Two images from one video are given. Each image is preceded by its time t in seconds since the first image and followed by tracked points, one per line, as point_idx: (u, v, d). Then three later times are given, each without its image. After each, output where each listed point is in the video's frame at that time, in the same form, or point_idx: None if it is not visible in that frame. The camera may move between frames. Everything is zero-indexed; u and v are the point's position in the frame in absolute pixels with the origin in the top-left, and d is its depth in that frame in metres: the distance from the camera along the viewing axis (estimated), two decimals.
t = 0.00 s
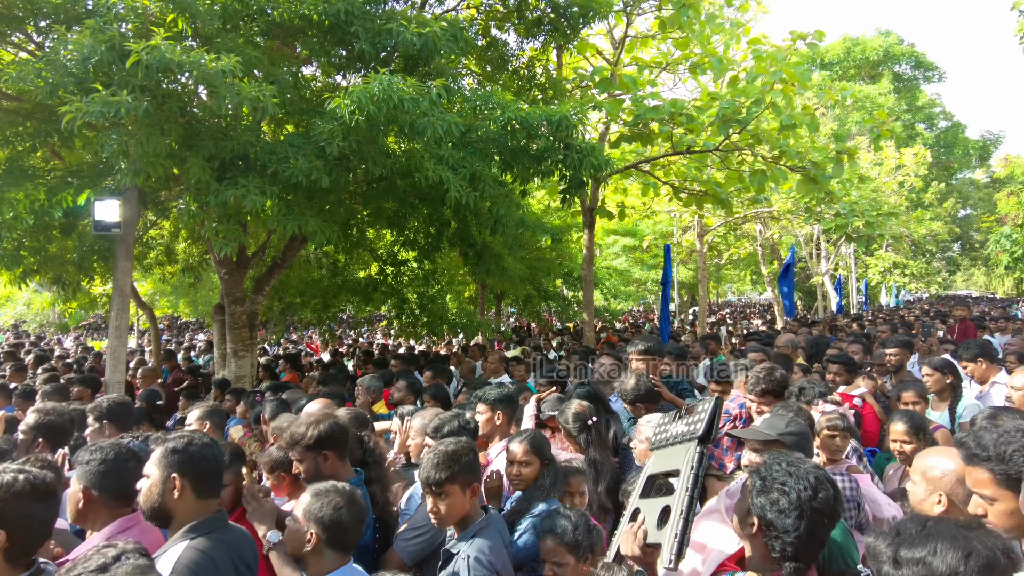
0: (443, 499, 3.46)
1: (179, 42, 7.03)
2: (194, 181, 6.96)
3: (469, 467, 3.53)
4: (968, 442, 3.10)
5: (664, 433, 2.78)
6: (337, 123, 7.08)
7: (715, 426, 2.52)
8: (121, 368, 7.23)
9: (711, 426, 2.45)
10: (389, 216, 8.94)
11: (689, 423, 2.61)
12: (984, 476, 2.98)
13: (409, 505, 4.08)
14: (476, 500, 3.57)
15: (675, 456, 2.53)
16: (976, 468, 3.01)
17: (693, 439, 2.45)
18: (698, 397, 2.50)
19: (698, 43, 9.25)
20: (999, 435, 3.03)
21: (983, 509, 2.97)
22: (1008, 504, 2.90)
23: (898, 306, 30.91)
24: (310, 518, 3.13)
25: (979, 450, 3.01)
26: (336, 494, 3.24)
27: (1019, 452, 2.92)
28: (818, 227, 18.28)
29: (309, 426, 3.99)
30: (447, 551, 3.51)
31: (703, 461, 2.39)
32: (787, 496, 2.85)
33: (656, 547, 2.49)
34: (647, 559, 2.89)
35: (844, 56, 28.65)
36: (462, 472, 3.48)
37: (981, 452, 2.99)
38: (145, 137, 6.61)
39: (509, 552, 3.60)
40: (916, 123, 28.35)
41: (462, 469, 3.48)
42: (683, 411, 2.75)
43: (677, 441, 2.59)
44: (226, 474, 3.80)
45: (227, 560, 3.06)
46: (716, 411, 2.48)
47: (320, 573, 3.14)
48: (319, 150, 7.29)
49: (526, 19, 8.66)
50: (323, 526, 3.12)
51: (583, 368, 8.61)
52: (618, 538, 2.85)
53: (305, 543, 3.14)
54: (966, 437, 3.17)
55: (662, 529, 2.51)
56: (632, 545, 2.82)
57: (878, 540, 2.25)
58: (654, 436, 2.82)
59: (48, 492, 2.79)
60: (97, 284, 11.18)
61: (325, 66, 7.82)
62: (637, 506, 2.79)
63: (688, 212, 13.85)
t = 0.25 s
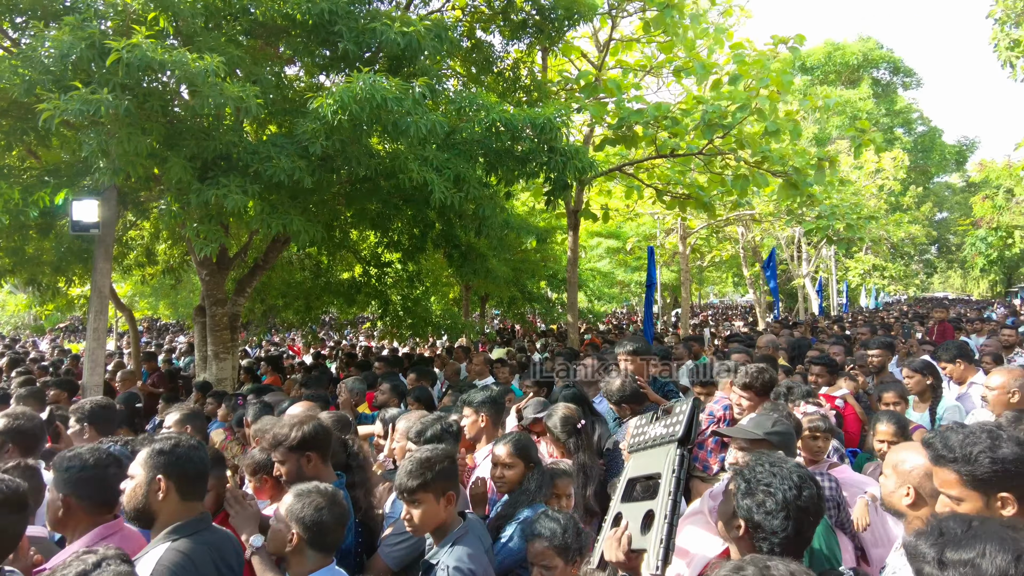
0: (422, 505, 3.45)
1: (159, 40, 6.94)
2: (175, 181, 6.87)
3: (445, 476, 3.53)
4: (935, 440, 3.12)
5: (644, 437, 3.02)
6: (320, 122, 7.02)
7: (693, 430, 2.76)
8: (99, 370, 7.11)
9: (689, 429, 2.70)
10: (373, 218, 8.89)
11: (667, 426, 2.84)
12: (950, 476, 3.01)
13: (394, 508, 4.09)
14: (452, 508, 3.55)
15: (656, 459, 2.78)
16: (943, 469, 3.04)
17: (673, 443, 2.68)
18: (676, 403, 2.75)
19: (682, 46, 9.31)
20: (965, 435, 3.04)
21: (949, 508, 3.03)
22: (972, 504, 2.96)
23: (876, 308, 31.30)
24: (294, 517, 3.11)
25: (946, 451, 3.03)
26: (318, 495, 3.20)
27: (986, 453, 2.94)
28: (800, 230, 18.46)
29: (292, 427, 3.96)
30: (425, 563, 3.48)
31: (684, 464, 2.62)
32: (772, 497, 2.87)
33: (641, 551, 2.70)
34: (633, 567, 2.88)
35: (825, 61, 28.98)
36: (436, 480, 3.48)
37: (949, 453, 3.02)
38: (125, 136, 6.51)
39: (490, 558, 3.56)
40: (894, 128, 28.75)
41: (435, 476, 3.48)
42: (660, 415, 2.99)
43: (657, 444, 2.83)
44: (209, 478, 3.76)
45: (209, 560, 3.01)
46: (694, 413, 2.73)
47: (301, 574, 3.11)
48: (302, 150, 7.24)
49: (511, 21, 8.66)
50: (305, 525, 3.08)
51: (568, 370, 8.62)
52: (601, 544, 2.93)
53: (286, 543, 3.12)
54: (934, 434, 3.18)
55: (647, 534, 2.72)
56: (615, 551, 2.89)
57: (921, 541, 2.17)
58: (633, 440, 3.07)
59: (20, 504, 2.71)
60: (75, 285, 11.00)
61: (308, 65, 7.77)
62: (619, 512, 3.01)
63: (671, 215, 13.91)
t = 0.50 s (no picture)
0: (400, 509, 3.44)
1: (136, 36, 6.82)
2: (152, 179, 6.76)
3: (418, 482, 3.50)
4: (918, 442, 3.13)
5: (625, 440, 3.02)
6: (300, 121, 6.95)
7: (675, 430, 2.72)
8: (73, 372, 6.97)
9: (671, 431, 2.67)
10: (354, 218, 8.82)
11: (649, 428, 2.84)
12: (935, 478, 3.04)
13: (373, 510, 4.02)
14: (423, 515, 3.53)
15: (638, 461, 2.77)
16: (928, 470, 3.06)
17: (654, 445, 2.67)
18: (658, 403, 2.73)
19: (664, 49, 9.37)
20: (948, 436, 3.09)
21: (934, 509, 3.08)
22: (958, 505, 3.02)
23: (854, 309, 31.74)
24: (272, 516, 3.06)
25: (932, 452, 3.05)
26: (299, 493, 3.16)
27: (970, 454, 3.00)
28: (779, 232, 18.66)
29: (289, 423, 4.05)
30: (401, 569, 3.47)
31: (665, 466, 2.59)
32: (754, 497, 2.89)
33: (623, 554, 2.71)
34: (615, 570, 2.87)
35: (803, 65, 29.31)
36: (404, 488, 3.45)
37: (936, 455, 3.04)
38: (100, 133, 6.40)
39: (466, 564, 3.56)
40: (871, 131, 29.16)
41: (399, 486, 3.45)
42: (642, 418, 3.01)
43: (638, 446, 2.82)
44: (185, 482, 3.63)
45: (186, 562, 2.95)
46: (676, 414, 2.70)
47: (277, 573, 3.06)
48: (282, 149, 7.16)
49: (494, 22, 8.64)
50: (285, 523, 3.04)
51: (550, 371, 8.62)
52: (584, 548, 2.91)
53: (265, 542, 3.05)
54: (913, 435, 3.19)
55: (630, 537, 2.73)
56: (598, 555, 2.86)
57: (943, 538, 2.20)
58: (616, 444, 3.07)
59: None
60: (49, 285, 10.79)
61: (289, 64, 7.69)
62: (602, 515, 3.01)
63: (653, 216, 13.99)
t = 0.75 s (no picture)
0: (377, 514, 3.45)
1: (111, 31, 6.67)
2: (127, 177, 6.63)
3: (395, 489, 3.48)
4: (903, 434, 3.25)
5: (605, 440, 3.07)
6: (279, 118, 6.86)
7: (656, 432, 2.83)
8: (45, 375, 6.81)
9: (652, 433, 2.76)
10: (333, 217, 8.73)
11: (630, 429, 2.90)
12: (918, 470, 3.16)
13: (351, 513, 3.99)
14: (399, 526, 3.50)
15: (619, 462, 2.82)
16: (911, 463, 3.18)
17: (636, 446, 2.74)
18: (639, 406, 2.82)
19: (646, 51, 9.41)
20: (933, 430, 3.20)
21: (916, 501, 3.19)
22: (939, 497, 3.14)
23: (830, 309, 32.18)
24: (253, 516, 3.01)
25: (916, 445, 3.17)
26: (281, 495, 3.12)
27: (954, 448, 3.11)
28: (758, 233, 18.85)
29: (271, 425, 3.99)
30: None
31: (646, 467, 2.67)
32: (736, 501, 2.89)
33: (604, 556, 2.74)
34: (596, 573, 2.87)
35: (782, 67, 29.64)
36: (379, 492, 3.44)
37: (920, 449, 3.15)
38: (72, 130, 6.26)
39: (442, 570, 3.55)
40: (846, 134, 29.56)
41: (373, 494, 3.45)
42: (624, 418, 3.03)
43: (620, 447, 2.87)
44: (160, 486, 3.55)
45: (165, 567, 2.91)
46: (657, 416, 2.80)
47: None
48: (260, 146, 7.06)
49: (475, 21, 8.60)
50: (266, 523, 2.99)
51: (533, 372, 8.62)
52: (565, 549, 2.90)
53: (247, 546, 2.98)
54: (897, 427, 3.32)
55: (610, 540, 2.76)
56: (579, 557, 2.85)
57: (959, 529, 2.32)
58: (595, 444, 3.12)
59: None
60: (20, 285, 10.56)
61: (268, 62, 7.59)
62: (583, 515, 3.00)
63: (634, 217, 14.04)
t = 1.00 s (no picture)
0: (355, 518, 3.46)
1: (91, 28, 6.59)
2: (108, 176, 6.55)
3: (374, 495, 3.47)
4: (881, 430, 3.27)
5: (593, 437, 3.03)
6: (262, 117, 6.80)
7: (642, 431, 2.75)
8: (23, 377, 6.70)
9: (639, 431, 2.70)
10: (316, 217, 8.69)
11: (617, 427, 2.86)
12: (893, 466, 3.16)
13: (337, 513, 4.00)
14: (383, 528, 3.52)
15: (605, 461, 2.78)
16: (887, 458, 3.18)
17: (623, 445, 2.69)
18: (628, 403, 2.75)
19: (630, 54, 9.47)
20: (910, 426, 3.20)
21: (891, 495, 3.20)
22: (913, 493, 3.14)
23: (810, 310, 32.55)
24: (246, 525, 2.97)
25: (891, 441, 3.18)
26: (276, 503, 3.10)
27: (928, 444, 3.11)
28: (740, 234, 19.04)
29: (253, 426, 3.92)
30: None
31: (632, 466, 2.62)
32: (719, 497, 2.93)
33: (588, 553, 2.73)
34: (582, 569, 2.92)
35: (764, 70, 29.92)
36: (358, 497, 3.45)
37: (896, 445, 3.16)
38: (51, 128, 6.17)
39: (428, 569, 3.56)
40: (827, 137, 29.90)
41: (353, 499, 3.46)
42: (612, 416, 2.98)
43: (608, 445, 2.83)
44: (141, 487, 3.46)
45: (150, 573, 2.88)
46: (644, 415, 2.72)
47: None
48: (243, 145, 7.00)
49: (460, 21, 8.59)
50: (256, 530, 2.97)
51: (518, 372, 8.64)
52: (550, 546, 2.94)
53: (239, 554, 2.95)
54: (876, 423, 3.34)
55: (596, 536, 2.74)
56: (565, 553, 2.90)
57: (981, 525, 2.40)
58: (583, 440, 3.08)
59: None
60: None
61: (251, 61, 7.54)
62: (568, 513, 3.01)
63: (618, 218, 14.12)
